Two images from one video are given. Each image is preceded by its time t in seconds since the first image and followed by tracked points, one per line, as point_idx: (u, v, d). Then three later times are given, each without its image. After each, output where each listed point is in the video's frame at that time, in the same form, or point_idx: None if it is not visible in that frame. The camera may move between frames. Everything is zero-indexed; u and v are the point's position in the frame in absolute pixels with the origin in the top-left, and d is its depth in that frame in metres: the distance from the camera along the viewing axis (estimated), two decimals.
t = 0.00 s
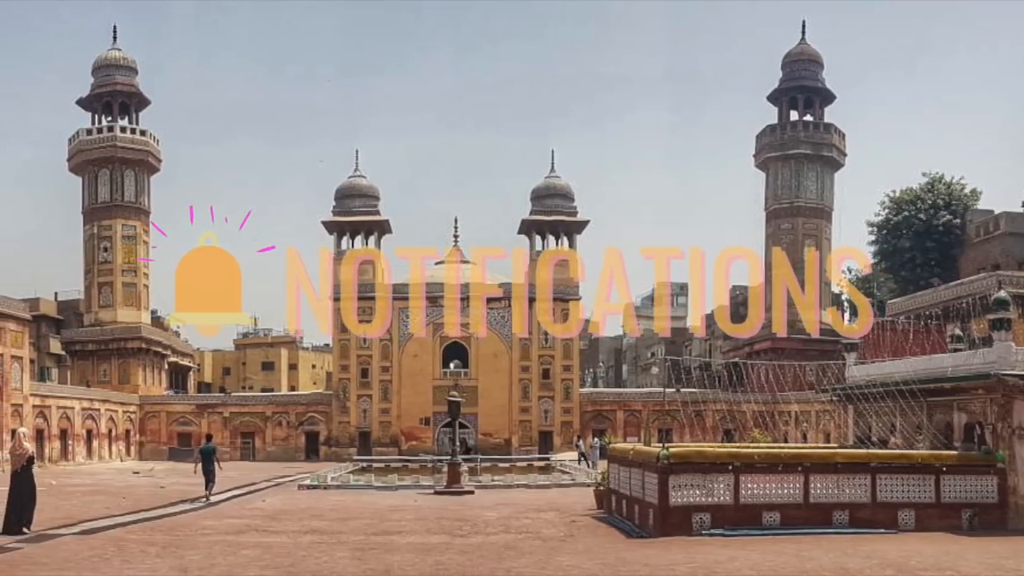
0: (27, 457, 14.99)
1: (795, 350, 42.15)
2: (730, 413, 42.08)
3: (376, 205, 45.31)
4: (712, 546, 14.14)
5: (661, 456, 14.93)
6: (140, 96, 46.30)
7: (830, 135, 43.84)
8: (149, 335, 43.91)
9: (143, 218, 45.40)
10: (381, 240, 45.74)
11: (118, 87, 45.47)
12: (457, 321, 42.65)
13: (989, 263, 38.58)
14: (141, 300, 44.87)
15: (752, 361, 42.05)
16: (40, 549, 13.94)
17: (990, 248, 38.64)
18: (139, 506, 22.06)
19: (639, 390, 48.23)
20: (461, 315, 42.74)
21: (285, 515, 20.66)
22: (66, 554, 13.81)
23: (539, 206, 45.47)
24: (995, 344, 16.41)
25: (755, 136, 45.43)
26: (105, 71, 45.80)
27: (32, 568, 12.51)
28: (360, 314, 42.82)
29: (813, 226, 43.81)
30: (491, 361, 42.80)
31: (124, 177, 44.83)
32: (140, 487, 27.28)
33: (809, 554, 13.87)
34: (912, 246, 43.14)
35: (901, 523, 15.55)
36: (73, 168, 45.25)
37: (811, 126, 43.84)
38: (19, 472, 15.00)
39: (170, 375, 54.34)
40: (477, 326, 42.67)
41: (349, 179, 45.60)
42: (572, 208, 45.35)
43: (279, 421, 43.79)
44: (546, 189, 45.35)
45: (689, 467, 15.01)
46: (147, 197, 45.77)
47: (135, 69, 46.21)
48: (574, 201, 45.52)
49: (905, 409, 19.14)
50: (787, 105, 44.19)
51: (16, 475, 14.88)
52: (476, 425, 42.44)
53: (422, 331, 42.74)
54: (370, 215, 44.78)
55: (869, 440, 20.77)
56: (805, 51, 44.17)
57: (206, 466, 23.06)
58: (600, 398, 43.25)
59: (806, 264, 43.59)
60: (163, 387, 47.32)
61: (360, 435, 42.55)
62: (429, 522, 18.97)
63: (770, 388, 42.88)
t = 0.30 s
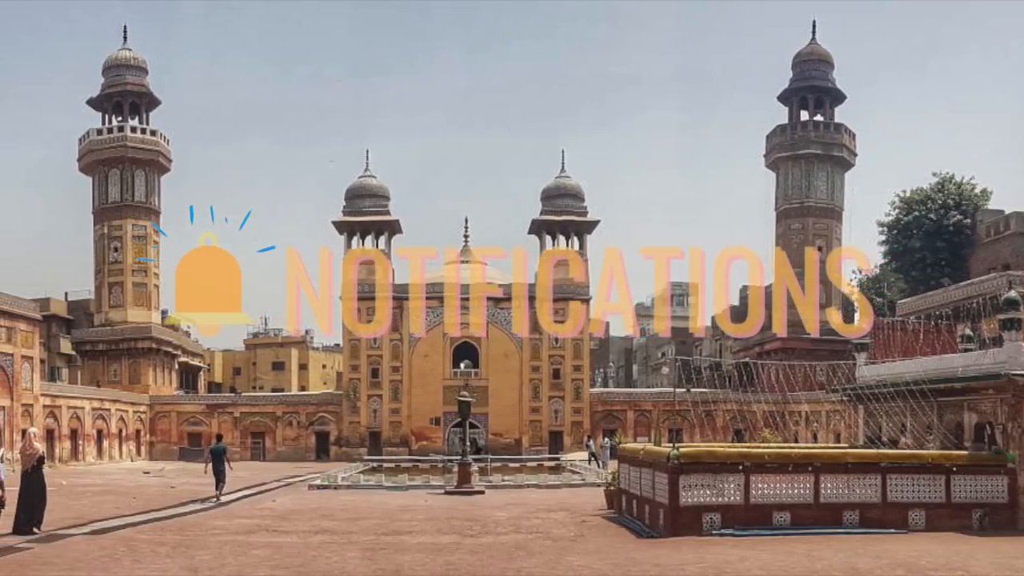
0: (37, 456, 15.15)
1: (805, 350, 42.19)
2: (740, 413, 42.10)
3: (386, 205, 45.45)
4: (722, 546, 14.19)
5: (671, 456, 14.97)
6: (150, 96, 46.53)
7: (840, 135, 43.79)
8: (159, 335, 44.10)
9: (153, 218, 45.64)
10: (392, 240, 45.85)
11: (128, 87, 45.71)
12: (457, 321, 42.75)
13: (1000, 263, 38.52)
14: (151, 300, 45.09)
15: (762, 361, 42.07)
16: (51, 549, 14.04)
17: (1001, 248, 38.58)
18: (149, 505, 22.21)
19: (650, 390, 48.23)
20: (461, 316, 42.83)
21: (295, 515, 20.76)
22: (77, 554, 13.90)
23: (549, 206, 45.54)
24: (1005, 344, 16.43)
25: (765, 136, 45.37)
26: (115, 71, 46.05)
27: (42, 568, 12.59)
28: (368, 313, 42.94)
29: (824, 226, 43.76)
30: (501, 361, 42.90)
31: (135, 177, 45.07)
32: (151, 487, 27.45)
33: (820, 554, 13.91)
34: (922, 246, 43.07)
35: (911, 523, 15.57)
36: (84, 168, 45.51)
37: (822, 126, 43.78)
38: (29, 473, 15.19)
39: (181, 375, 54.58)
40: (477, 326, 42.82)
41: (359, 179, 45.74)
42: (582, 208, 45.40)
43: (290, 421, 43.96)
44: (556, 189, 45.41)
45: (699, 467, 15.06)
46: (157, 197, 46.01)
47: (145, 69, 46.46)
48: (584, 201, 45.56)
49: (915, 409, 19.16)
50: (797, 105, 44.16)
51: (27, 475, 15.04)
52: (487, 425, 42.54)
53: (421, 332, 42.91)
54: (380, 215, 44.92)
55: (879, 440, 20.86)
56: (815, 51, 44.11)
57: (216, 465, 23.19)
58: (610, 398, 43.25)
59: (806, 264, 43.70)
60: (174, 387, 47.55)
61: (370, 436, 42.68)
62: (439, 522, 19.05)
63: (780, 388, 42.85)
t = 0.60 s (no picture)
0: (48, 457, 14.62)
1: (816, 351, 42.28)
2: (751, 413, 41.61)
3: (397, 204, 45.61)
4: (732, 546, 14.23)
5: (682, 456, 15.01)
6: (161, 96, 46.77)
7: (851, 135, 43.72)
8: (169, 335, 44.27)
9: (163, 218, 45.89)
10: (402, 240, 46.00)
11: (139, 87, 45.97)
12: (457, 321, 42.85)
13: (1010, 263, 38.42)
14: (162, 300, 45.34)
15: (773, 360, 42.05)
16: (62, 549, 14.13)
17: (1011, 248, 38.47)
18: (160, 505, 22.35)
19: (660, 390, 48.24)
20: (461, 316, 42.89)
21: (306, 515, 20.89)
22: (88, 554, 13.98)
23: (559, 206, 45.62)
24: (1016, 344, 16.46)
25: (775, 136, 45.34)
26: (126, 71, 46.32)
27: (54, 568, 12.65)
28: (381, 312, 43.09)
29: (834, 226, 43.71)
30: (512, 361, 42.94)
31: (145, 177, 45.32)
32: (162, 487, 27.62)
33: (830, 554, 13.93)
34: (933, 246, 42.98)
35: (922, 523, 15.58)
36: (94, 168, 45.78)
37: (832, 126, 43.71)
38: (40, 471, 15.05)
39: (191, 375, 54.83)
40: (477, 326, 42.89)
41: (370, 179, 45.90)
42: (592, 208, 45.45)
43: (300, 421, 44.13)
44: (566, 189, 45.47)
45: (710, 467, 15.10)
46: (168, 197, 46.26)
47: (156, 69, 46.71)
48: (594, 201, 45.61)
49: (926, 409, 19.41)
50: (808, 105, 44.12)
51: (38, 475, 14.76)
52: (497, 425, 42.58)
53: (422, 332, 43.00)
54: (390, 215, 45.08)
55: (890, 440, 21.25)
56: (826, 51, 44.07)
57: (226, 465, 23.34)
58: (621, 397, 43.23)
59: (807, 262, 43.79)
60: (184, 387, 47.78)
61: (381, 436, 42.84)
62: (450, 522, 19.14)
63: (791, 388, 42.84)
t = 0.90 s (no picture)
0: (58, 458, 14.71)
1: (827, 350, 42.14)
2: (762, 413, 41.67)
3: (407, 204, 45.73)
4: (742, 546, 14.27)
5: (692, 456, 15.06)
6: (171, 96, 47.00)
7: (861, 135, 43.66)
8: (180, 335, 44.44)
9: (174, 218, 46.12)
10: (412, 240, 46.12)
11: (149, 87, 46.20)
12: (457, 322, 43.07)
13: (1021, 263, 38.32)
14: (172, 300, 45.55)
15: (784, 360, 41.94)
16: (73, 549, 14.21)
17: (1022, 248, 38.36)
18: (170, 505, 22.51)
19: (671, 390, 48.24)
20: (461, 316, 43.16)
21: (316, 515, 21.01)
22: (98, 554, 14.06)
23: (570, 206, 45.67)
24: None
25: (786, 136, 45.30)
26: (136, 71, 46.55)
27: (64, 568, 12.66)
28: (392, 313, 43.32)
29: (844, 226, 43.65)
30: (522, 361, 43.03)
31: (156, 177, 45.56)
32: (172, 487, 27.78)
33: (840, 554, 13.97)
34: (943, 246, 42.87)
35: (932, 523, 15.60)
36: (105, 168, 46.03)
37: (842, 126, 43.66)
38: (51, 472, 15.06)
39: (201, 374, 55.06)
40: (477, 326, 43.10)
41: (380, 179, 46.03)
42: (603, 208, 45.49)
43: (310, 421, 44.29)
44: (577, 189, 45.52)
45: (720, 467, 15.15)
46: (178, 197, 46.48)
47: (166, 69, 46.94)
48: (605, 201, 45.64)
49: (936, 409, 19.55)
50: (818, 105, 44.08)
51: (48, 475, 14.83)
52: (508, 425, 42.67)
53: (422, 331, 43.12)
54: (401, 215, 45.21)
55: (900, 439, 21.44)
56: (836, 51, 44.01)
57: (236, 466, 23.46)
58: (631, 398, 43.37)
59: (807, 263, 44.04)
60: (194, 387, 48.02)
61: (391, 435, 42.93)
62: (460, 522, 19.23)
63: (801, 388, 42.82)
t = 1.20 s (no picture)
0: (68, 458, 14.90)
1: (836, 351, 42.41)
2: (772, 413, 41.65)
3: (417, 204, 45.86)
4: (752, 546, 14.32)
5: (703, 456, 15.12)
6: (181, 96, 47.23)
7: (871, 135, 43.58)
8: (190, 335, 44.66)
9: (184, 218, 46.34)
10: (423, 240, 46.25)
11: (159, 87, 46.44)
12: (456, 323, 43.13)
13: None
14: (182, 300, 45.74)
15: (794, 360, 42.16)
16: (83, 549, 14.29)
17: None
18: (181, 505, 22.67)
19: (681, 390, 48.25)
20: (469, 316, 43.20)
21: (326, 515, 21.14)
22: (109, 554, 14.15)
23: (580, 206, 45.72)
24: None
25: (796, 136, 45.25)
26: (147, 71, 46.79)
27: (74, 568, 12.70)
28: (402, 313, 43.50)
29: (855, 226, 43.57)
30: (533, 360, 43.10)
31: (166, 177, 45.79)
32: (183, 487, 27.96)
33: (850, 554, 14.00)
34: (953, 246, 42.76)
35: (942, 523, 15.62)
36: (115, 168, 46.28)
37: (853, 126, 43.59)
38: (61, 471, 15.20)
39: (212, 374, 55.31)
40: (477, 327, 43.10)
41: (391, 179, 46.15)
42: (613, 208, 45.54)
43: (321, 421, 44.46)
44: (587, 189, 45.57)
45: (731, 467, 15.19)
46: (188, 197, 46.72)
47: (176, 69, 47.17)
48: (615, 201, 45.68)
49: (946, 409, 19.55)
50: (828, 105, 44.02)
51: (58, 475, 14.96)
52: (518, 425, 42.73)
53: (421, 331, 43.21)
54: (411, 216, 45.33)
55: (910, 439, 21.44)
56: (846, 51, 43.95)
57: (247, 466, 23.61)
58: (641, 398, 43.52)
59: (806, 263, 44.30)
60: (205, 387, 48.24)
61: (401, 435, 43.04)
62: (470, 522, 19.33)
63: (811, 388, 42.80)
